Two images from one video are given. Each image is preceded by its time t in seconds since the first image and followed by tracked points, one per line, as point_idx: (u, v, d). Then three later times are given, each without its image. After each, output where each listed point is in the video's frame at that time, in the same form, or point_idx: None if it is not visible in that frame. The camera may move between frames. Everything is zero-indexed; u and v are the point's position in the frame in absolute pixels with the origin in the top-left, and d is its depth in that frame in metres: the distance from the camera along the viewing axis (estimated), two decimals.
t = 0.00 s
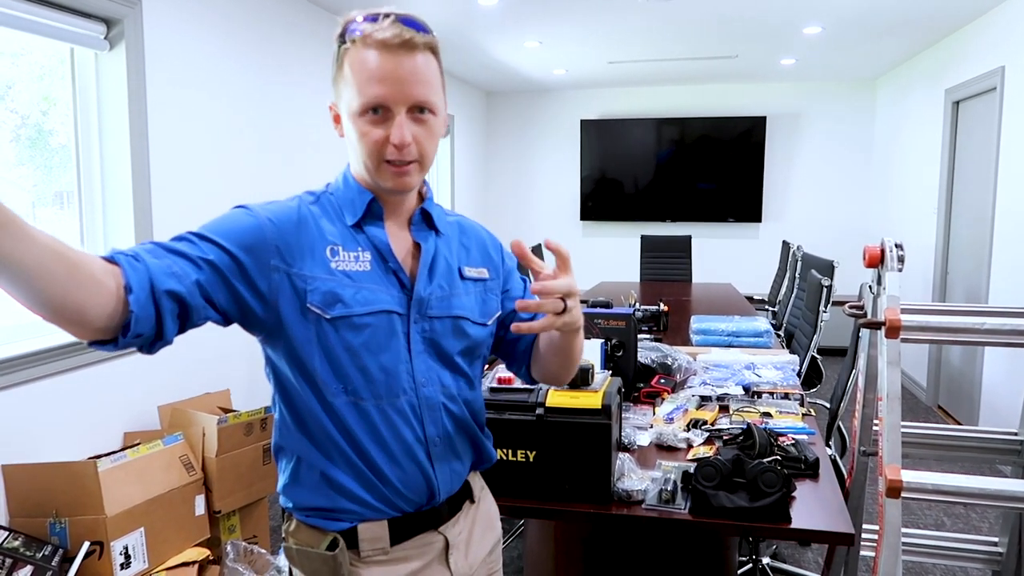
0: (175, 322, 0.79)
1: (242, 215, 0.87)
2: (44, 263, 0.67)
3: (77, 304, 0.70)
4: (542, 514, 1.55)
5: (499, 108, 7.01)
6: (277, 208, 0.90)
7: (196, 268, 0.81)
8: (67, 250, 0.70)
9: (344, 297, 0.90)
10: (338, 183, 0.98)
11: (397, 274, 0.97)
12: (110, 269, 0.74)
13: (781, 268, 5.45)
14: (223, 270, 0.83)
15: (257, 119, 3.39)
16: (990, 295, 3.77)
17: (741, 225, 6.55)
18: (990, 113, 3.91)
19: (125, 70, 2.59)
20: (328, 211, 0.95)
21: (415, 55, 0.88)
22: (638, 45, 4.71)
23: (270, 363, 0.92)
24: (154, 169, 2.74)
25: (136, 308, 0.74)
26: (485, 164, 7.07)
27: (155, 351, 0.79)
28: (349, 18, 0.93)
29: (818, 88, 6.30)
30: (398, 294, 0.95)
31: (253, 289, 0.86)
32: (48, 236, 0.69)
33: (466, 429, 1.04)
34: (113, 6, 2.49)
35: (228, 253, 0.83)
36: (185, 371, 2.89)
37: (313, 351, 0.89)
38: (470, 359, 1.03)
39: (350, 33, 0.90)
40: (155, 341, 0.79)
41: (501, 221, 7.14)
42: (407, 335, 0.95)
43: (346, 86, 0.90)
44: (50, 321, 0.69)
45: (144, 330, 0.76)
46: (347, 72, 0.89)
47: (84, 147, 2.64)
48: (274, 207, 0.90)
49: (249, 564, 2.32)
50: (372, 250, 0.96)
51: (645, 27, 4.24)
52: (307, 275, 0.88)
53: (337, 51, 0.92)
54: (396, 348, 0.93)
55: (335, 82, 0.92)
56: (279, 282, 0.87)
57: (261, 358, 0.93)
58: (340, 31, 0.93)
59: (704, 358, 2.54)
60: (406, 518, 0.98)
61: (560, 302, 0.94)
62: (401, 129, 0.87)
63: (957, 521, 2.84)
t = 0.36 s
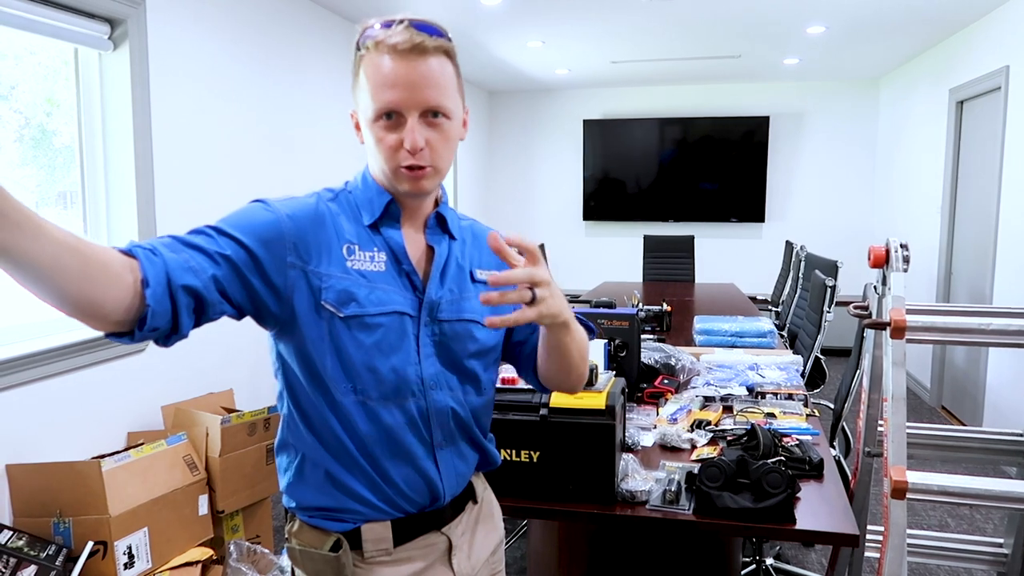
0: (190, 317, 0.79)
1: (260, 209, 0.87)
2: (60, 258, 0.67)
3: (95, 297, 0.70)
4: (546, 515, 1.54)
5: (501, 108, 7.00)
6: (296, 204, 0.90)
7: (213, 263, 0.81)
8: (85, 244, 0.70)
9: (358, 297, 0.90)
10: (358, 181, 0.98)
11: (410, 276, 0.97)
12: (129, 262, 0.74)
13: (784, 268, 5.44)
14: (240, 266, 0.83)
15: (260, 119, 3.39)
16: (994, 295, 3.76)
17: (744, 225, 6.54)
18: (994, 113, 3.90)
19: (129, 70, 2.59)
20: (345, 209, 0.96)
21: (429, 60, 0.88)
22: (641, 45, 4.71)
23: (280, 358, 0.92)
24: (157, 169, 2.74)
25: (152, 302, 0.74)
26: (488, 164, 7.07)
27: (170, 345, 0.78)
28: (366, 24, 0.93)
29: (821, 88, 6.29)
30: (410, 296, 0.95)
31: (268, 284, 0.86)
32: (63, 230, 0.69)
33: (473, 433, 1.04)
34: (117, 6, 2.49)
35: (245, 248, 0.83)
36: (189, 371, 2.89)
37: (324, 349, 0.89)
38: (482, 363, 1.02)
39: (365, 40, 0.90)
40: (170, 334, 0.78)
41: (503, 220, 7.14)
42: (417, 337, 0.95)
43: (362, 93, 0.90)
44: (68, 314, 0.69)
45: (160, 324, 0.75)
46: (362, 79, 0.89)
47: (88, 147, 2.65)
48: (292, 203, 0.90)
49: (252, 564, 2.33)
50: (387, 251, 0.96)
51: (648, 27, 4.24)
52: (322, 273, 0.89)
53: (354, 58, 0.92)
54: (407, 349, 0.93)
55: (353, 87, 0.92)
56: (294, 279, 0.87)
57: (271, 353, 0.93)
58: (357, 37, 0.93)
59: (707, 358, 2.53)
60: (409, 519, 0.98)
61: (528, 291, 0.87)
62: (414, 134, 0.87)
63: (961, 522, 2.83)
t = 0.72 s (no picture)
0: (193, 314, 0.79)
1: (267, 207, 0.88)
2: (63, 253, 0.68)
3: (97, 293, 0.70)
4: (546, 514, 1.54)
5: (502, 107, 7.00)
6: (303, 202, 0.91)
7: (218, 261, 0.82)
8: (89, 240, 0.70)
9: (361, 297, 0.90)
10: (365, 181, 0.99)
11: (413, 276, 0.97)
12: (133, 257, 0.75)
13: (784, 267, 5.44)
14: (244, 262, 0.83)
15: (260, 120, 3.39)
16: (994, 294, 3.76)
17: (744, 224, 6.54)
18: (994, 112, 3.90)
19: (130, 71, 2.59)
20: (351, 208, 0.96)
21: (430, 58, 0.88)
22: (642, 44, 4.71)
23: (283, 356, 0.92)
24: (158, 170, 2.74)
25: (155, 299, 0.74)
26: (488, 164, 7.07)
27: (172, 340, 0.78)
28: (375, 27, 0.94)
29: (821, 87, 6.29)
30: (413, 297, 0.96)
31: (272, 282, 0.87)
32: (64, 224, 0.69)
33: (476, 435, 1.04)
34: (118, 7, 2.50)
35: (250, 244, 0.84)
36: (190, 372, 2.90)
37: (327, 348, 0.90)
38: (486, 364, 1.02)
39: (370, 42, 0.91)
40: (172, 329, 0.78)
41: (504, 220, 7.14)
42: (421, 338, 0.95)
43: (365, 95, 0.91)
44: (73, 309, 0.70)
45: (163, 320, 0.76)
46: (365, 81, 0.90)
47: (88, 148, 2.65)
48: (299, 201, 0.91)
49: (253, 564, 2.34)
50: (392, 251, 0.96)
51: (648, 27, 4.24)
52: (326, 272, 0.89)
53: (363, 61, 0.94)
54: (410, 349, 0.93)
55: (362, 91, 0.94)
56: (299, 277, 0.88)
57: (274, 351, 0.94)
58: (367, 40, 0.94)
59: (707, 358, 2.54)
60: (410, 519, 0.98)
61: (492, 254, 0.83)
62: (411, 134, 0.87)
63: (962, 521, 2.83)
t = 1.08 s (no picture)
0: (190, 316, 0.79)
1: (264, 210, 0.89)
2: (59, 256, 0.68)
3: (94, 295, 0.71)
4: (545, 516, 1.55)
5: (502, 109, 7.01)
6: (301, 205, 0.92)
7: (215, 263, 0.82)
8: (87, 242, 0.71)
9: (358, 300, 0.91)
10: (364, 184, 1.00)
11: (411, 281, 0.96)
12: (131, 260, 0.75)
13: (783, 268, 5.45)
14: (241, 265, 0.84)
15: (259, 122, 3.40)
16: (993, 296, 3.77)
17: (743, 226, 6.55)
18: (993, 114, 3.90)
19: (128, 73, 2.59)
20: (350, 211, 0.97)
21: (430, 61, 0.88)
22: (641, 46, 4.71)
23: (280, 359, 0.92)
24: (157, 172, 2.74)
25: (152, 301, 0.75)
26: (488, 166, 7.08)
27: (169, 342, 0.79)
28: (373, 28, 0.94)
29: (820, 88, 6.29)
30: (411, 300, 0.96)
31: (270, 285, 0.87)
32: (60, 227, 0.69)
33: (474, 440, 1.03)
34: (117, 9, 2.50)
35: (247, 247, 0.85)
36: (189, 374, 2.90)
37: (323, 351, 0.90)
38: (485, 368, 1.02)
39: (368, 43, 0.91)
40: (169, 332, 0.79)
41: (503, 222, 7.14)
42: (418, 342, 0.95)
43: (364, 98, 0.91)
44: (69, 312, 0.70)
45: (159, 323, 0.76)
46: (364, 83, 0.90)
47: (87, 150, 2.65)
48: (296, 204, 0.92)
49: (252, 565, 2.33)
50: (389, 255, 0.96)
51: (647, 29, 4.25)
52: (323, 275, 0.90)
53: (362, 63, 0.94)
54: (407, 353, 0.94)
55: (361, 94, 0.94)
56: (296, 280, 0.88)
57: (271, 354, 0.94)
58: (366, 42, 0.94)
59: (706, 359, 2.54)
60: (407, 523, 0.98)
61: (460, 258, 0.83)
62: (410, 137, 0.87)
63: (961, 523, 2.83)
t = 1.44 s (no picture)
0: (183, 315, 0.80)
1: (256, 206, 0.89)
2: (50, 257, 0.68)
3: (84, 297, 0.71)
4: (539, 516, 1.55)
5: (498, 110, 7.01)
6: (293, 202, 0.92)
7: (207, 262, 0.82)
8: (77, 243, 0.71)
9: (351, 297, 0.91)
10: (357, 181, 1.00)
11: (404, 279, 0.97)
12: (122, 260, 0.75)
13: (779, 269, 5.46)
14: (233, 262, 0.84)
15: (255, 122, 3.40)
16: (988, 297, 3.78)
17: (739, 227, 6.56)
18: (988, 116, 3.92)
19: (124, 74, 2.59)
20: (342, 208, 0.97)
21: (444, 57, 0.89)
22: (637, 47, 4.72)
23: (273, 356, 0.92)
24: (152, 172, 2.74)
25: (145, 301, 0.75)
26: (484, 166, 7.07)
27: (163, 342, 0.79)
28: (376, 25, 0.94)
29: (816, 89, 6.30)
30: (405, 298, 0.96)
31: (262, 282, 0.87)
32: (53, 228, 0.70)
33: (467, 440, 1.03)
34: (113, 10, 2.50)
35: (239, 245, 0.85)
36: (184, 374, 2.89)
37: (316, 348, 0.90)
38: (481, 367, 1.01)
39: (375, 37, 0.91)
40: (163, 332, 0.79)
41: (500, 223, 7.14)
42: (412, 340, 0.95)
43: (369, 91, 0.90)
44: (59, 312, 0.70)
45: (152, 323, 0.76)
46: (372, 76, 0.89)
47: (82, 150, 2.65)
48: (288, 200, 0.92)
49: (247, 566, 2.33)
50: (382, 253, 0.96)
51: (643, 30, 4.25)
52: (316, 272, 0.90)
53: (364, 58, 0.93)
54: (400, 351, 0.93)
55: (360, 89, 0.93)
56: (288, 276, 0.88)
57: (263, 351, 0.94)
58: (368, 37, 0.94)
59: (702, 359, 2.55)
60: (398, 522, 0.98)
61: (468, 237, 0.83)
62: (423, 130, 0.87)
63: (955, 523, 2.83)
